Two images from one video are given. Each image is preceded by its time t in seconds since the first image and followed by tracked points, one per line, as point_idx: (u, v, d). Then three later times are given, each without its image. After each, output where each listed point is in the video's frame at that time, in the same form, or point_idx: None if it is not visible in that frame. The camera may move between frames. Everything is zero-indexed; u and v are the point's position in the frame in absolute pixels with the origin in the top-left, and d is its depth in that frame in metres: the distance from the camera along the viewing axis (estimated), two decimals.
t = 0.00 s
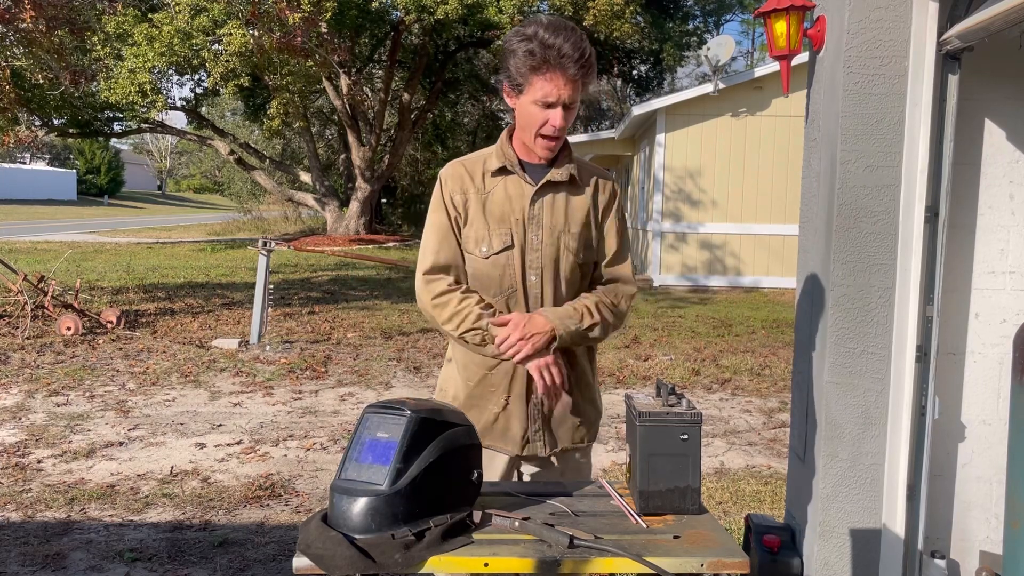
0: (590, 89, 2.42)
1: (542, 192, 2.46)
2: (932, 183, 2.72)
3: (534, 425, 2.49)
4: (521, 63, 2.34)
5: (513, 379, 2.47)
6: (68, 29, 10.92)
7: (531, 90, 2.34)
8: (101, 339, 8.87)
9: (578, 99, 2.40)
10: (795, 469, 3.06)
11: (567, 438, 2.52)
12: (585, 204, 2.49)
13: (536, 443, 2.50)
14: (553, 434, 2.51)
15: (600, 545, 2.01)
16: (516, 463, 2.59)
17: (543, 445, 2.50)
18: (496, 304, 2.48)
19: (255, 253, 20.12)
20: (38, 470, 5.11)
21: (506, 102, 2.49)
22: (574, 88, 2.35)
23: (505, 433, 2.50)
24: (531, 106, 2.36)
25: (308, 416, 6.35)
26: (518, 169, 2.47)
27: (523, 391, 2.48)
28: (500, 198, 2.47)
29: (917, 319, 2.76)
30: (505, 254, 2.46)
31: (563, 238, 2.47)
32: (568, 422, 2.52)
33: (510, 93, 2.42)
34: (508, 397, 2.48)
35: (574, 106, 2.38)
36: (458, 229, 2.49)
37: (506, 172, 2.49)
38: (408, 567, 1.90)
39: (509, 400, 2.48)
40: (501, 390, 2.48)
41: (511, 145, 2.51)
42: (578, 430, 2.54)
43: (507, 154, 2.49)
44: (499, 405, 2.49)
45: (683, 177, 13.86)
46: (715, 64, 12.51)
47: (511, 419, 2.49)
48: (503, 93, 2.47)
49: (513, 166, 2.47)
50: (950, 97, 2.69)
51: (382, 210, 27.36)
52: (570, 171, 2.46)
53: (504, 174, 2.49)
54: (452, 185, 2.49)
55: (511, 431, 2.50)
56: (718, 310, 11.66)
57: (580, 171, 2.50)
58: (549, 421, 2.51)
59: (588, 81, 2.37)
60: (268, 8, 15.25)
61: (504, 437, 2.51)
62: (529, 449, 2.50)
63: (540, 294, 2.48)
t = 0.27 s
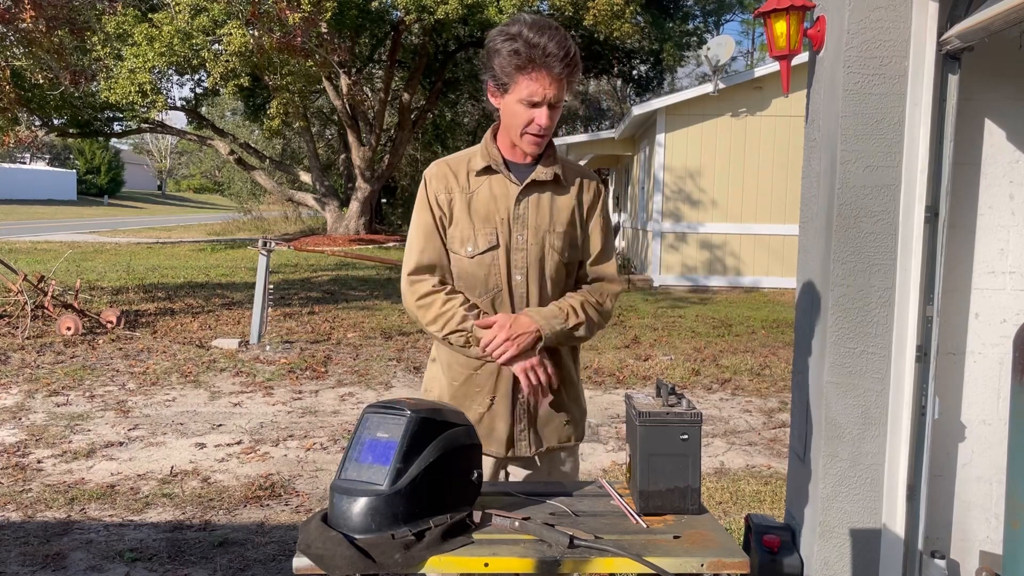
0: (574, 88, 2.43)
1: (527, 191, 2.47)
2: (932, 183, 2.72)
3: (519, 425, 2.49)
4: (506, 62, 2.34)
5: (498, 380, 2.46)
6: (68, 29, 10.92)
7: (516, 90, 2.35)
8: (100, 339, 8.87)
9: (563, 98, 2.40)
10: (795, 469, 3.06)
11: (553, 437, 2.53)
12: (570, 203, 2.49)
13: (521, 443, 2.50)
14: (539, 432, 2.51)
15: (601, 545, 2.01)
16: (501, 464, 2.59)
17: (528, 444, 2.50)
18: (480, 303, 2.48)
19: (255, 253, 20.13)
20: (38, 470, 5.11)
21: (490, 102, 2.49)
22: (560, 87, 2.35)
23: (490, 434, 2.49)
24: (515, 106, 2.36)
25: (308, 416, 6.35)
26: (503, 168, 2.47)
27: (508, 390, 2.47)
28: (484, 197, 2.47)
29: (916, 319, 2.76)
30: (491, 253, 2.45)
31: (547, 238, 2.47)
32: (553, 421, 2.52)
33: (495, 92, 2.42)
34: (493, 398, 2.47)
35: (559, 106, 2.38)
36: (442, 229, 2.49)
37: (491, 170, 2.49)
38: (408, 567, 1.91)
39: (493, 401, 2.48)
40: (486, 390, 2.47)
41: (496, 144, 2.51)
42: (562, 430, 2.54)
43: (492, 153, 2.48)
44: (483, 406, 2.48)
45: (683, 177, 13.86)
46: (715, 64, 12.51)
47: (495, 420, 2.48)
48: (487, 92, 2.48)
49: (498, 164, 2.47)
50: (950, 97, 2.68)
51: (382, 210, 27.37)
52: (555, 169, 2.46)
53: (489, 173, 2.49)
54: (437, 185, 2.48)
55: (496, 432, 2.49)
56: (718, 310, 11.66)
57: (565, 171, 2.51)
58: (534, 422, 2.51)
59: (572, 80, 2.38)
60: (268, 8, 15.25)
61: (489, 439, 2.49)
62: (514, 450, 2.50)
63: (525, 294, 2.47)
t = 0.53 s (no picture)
0: (566, 84, 2.46)
1: (528, 188, 2.48)
2: (932, 183, 2.71)
3: (523, 423, 2.51)
4: (499, 58, 2.35)
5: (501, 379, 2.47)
6: (68, 29, 10.91)
7: (509, 87, 2.37)
8: (101, 339, 8.87)
9: (556, 93, 2.42)
10: (795, 469, 3.06)
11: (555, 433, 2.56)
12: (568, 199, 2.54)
13: (526, 442, 2.52)
14: (542, 429, 2.54)
15: (600, 544, 2.01)
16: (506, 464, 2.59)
17: (533, 442, 2.53)
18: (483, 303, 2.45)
19: (256, 253, 20.12)
20: (38, 470, 5.11)
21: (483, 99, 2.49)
22: (553, 80, 2.37)
23: (496, 433, 2.50)
24: (511, 100, 2.37)
25: (308, 416, 6.35)
26: (502, 165, 2.48)
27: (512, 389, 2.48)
28: (484, 195, 2.47)
29: (917, 319, 2.75)
30: (494, 252, 2.44)
31: (548, 235, 2.50)
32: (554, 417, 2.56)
33: (486, 90, 2.43)
34: (498, 398, 2.47)
35: (554, 100, 2.41)
36: (439, 227, 2.45)
37: (490, 167, 2.48)
38: (408, 567, 1.90)
39: (498, 400, 2.48)
40: (491, 390, 2.46)
41: (490, 140, 2.51)
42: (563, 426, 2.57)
43: (489, 149, 2.48)
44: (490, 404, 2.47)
45: (683, 177, 13.85)
46: (715, 64, 12.51)
47: (501, 419, 2.49)
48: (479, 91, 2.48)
49: (498, 161, 2.47)
50: (949, 97, 2.68)
51: (382, 210, 27.38)
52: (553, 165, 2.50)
53: (488, 170, 2.48)
54: (434, 183, 2.45)
55: (502, 429, 2.50)
56: (718, 310, 11.67)
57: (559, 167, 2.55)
58: (536, 420, 2.53)
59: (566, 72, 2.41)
60: (268, 9, 15.24)
61: (494, 437, 2.50)
62: (518, 448, 2.52)
63: (528, 291, 2.47)
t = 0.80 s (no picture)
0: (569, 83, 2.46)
1: (542, 188, 2.50)
2: (932, 183, 2.72)
3: (545, 424, 2.51)
4: (500, 62, 2.35)
5: (525, 380, 2.46)
6: (68, 29, 10.91)
7: (512, 88, 2.37)
8: (101, 339, 8.88)
9: (560, 92, 2.42)
10: (795, 469, 3.06)
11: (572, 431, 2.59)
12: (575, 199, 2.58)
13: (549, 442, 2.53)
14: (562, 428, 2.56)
15: (600, 545, 2.01)
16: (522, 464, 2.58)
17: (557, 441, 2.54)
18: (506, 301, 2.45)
19: (256, 253, 20.13)
20: (38, 470, 5.11)
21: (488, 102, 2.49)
22: (556, 80, 2.37)
23: (524, 432, 2.48)
24: (515, 102, 2.37)
25: (307, 416, 6.35)
26: (515, 166, 2.48)
27: (535, 389, 2.47)
28: (500, 195, 2.46)
29: (916, 319, 2.76)
30: (514, 251, 2.44)
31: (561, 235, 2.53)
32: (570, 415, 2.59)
33: (491, 93, 2.43)
34: (522, 399, 2.46)
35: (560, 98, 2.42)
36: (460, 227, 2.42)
37: (504, 168, 2.48)
38: (408, 567, 1.90)
39: (522, 401, 2.47)
40: (514, 390, 2.46)
41: (500, 141, 2.50)
42: (577, 424, 2.61)
43: (501, 150, 2.47)
44: (514, 405, 2.47)
45: (683, 177, 13.86)
46: (715, 64, 12.51)
47: (526, 420, 2.47)
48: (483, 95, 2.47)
49: (511, 162, 2.47)
50: (949, 97, 2.68)
51: (382, 210, 27.40)
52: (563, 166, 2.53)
53: (502, 171, 2.48)
54: (452, 181, 2.42)
55: (528, 430, 2.48)
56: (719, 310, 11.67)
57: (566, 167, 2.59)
58: (554, 420, 2.54)
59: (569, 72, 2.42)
60: (268, 9, 15.23)
61: (519, 439, 2.48)
62: (542, 448, 2.51)
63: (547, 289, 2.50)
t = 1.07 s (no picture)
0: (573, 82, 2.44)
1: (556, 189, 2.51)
2: (932, 183, 2.72)
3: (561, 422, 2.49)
4: (501, 65, 2.35)
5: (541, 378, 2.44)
6: (68, 29, 10.91)
7: (513, 88, 2.36)
8: (101, 339, 8.88)
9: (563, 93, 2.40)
10: (795, 469, 3.06)
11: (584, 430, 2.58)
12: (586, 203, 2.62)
13: (565, 441, 2.51)
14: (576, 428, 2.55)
15: (600, 545, 2.01)
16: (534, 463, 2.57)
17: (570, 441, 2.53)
18: (524, 302, 2.43)
19: (255, 253, 20.13)
20: (38, 470, 5.11)
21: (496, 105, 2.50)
22: (557, 82, 2.35)
23: (541, 432, 2.46)
24: (515, 104, 2.38)
25: (308, 416, 6.35)
26: (531, 165, 2.48)
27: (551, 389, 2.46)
28: (517, 194, 2.46)
29: (916, 319, 2.76)
30: (533, 250, 2.44)
31: (574, 236, 2.55)
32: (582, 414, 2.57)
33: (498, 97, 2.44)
34: (540, 400, 2.44)
35: (565, 102, 2.43)
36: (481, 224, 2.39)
37: (519, 167, 2.48)
38: (408, 567, 1.91)
39: (539, 401, 2.45)
40: (531, 390, 2.44)
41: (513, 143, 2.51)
42: (589, 424, 2.60)
43: (516, 149, 2.47)
44: (531, 405, 2.44)
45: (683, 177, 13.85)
46: (715, 64, 12.51)
47: (542, 420, 2.46)
48: (492, 98, 2.48)
49: (527, 161, 2.48)
50: (949, 96, 2.69)
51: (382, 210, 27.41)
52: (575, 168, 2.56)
53: (517, 171, 2.48)
54: (471, 178, 2.41)
55: (546, 430, 2.46)
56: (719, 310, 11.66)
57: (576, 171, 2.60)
58: (568, 419, 2.52)
59: (574, 75, 2.42)
60: (268, 8, 15.21)
61: (536, 439, 2.47)
62: (558, 447, 2.49)
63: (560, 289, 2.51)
